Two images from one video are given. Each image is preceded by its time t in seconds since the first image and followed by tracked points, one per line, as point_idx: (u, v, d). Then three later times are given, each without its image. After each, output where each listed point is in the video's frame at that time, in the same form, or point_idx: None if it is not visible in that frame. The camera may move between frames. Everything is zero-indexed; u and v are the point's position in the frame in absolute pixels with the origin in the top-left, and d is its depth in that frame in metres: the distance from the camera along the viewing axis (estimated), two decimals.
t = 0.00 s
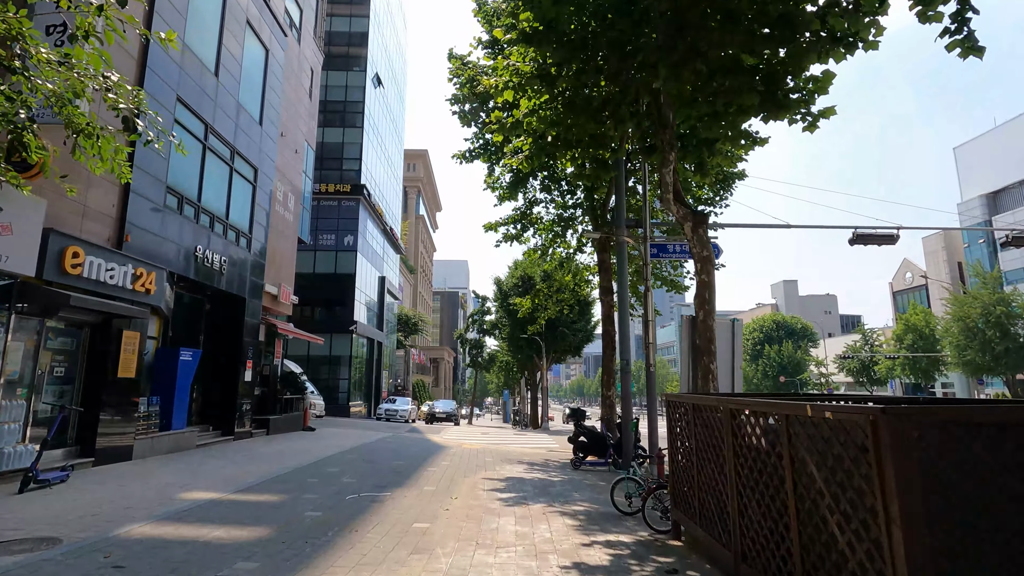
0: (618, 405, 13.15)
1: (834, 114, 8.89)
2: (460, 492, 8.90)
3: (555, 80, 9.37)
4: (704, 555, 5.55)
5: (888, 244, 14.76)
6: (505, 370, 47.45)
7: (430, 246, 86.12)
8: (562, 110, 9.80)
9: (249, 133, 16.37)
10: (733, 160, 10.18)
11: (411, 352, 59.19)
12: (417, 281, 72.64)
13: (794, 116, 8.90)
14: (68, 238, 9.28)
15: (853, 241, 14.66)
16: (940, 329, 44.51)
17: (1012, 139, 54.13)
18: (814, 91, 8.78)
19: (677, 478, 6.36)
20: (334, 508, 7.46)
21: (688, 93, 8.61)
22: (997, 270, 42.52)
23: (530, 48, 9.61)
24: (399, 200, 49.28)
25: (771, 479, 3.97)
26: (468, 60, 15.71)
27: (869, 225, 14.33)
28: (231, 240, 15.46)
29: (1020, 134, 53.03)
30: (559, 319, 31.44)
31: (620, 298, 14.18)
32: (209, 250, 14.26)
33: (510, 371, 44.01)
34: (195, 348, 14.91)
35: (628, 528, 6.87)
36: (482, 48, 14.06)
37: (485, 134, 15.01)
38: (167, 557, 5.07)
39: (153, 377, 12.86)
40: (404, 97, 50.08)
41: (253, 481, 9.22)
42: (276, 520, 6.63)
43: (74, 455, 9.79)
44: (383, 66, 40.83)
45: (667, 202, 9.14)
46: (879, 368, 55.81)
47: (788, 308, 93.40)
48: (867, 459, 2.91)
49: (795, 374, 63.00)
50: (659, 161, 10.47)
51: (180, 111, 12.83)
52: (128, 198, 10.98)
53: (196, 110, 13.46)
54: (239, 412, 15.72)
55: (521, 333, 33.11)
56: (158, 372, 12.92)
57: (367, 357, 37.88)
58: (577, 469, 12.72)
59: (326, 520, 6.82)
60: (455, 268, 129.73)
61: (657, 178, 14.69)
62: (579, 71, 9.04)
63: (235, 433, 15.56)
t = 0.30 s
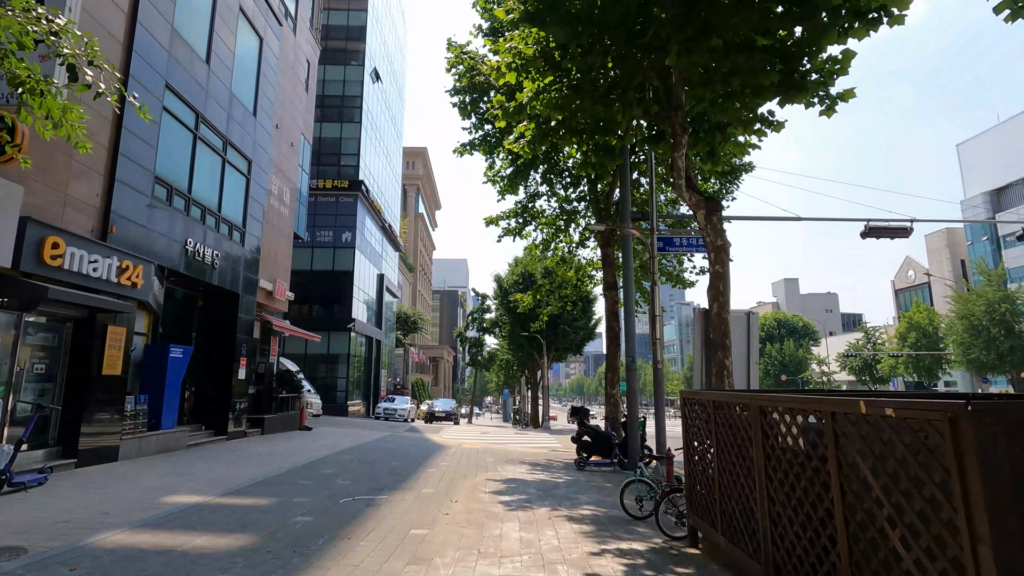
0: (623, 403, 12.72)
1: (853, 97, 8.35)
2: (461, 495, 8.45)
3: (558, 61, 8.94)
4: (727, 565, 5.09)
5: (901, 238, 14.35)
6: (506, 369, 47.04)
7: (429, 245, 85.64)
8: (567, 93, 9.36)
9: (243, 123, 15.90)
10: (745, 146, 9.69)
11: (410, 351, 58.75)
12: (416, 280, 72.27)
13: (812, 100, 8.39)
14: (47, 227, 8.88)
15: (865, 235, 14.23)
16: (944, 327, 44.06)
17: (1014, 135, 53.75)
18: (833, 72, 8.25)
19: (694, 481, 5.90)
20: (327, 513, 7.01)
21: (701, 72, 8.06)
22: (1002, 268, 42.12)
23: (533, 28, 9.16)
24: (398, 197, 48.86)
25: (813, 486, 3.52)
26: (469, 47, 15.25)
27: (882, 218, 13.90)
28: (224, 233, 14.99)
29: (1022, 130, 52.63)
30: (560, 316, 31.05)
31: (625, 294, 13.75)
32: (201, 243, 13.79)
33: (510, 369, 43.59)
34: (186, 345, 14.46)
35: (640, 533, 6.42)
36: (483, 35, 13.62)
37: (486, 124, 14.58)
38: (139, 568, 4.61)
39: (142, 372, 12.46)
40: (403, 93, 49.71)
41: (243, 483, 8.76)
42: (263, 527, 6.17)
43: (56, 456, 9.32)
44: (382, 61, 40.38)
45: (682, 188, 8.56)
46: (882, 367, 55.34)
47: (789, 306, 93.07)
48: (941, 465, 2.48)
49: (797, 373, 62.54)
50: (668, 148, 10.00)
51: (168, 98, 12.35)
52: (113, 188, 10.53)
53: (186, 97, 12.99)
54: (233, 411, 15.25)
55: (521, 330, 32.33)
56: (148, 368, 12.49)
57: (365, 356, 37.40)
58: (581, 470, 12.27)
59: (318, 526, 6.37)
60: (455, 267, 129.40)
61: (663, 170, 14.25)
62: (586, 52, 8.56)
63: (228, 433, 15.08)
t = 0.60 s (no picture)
0: (629, 404, 12.27)
1: (875, 82, 7.88)
2: (462, 502, 8.00)
3: (564, 44, 8.45)
4: None
5: (915, 233, 13.89)
6: (506, 369, 46.53)
7: (430, 244, 85.12)
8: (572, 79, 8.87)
9: (236, 116, 15.47)
10: (760, 134, 9.21)
11: (410, 351, 58.27)
12: (416, 279, 71.81)
13: (833, 84, 7.91)
14: (24, 219, 8.45)
15: (878, 230, 13.77)
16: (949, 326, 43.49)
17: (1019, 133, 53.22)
18: (857, 53, 7.76)
19: (715, 489, 5.46)
20: (318, 522, 6.55)
21: (717, 53, 7.60)
22: (1008, 267, 41.56)
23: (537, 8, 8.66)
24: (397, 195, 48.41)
25: (858, 500, 3.13)
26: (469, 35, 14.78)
27: (896, 213, 13.44)
28: (216, 228, 14.53)
29: None
30: (562, 314, 30.60)
31: (631, 291, 13.28)
32: (193, 239, 13.36)
33: (510, 369, 43.13)
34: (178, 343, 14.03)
35: (655, 545, 5.96)
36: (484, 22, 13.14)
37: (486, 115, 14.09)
38: None
39: (128, 377, 12.00)
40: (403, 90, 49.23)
41: (232, 489, 8.32)
42: (248, 538, 5.73)
43: (35, 460, 8.87)
44: (382, 57, 39.92)
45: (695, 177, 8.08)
46: (885, 367, 54.78)
47: (791, 306, 92.52)
48: None
49: (800, 373, 61.96)
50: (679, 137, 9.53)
51: (157, 88, 11.92)
52: (98, 179, 10.07)
53: (177, 87, 12.54)
54: (226, 412, 14.80)
55: (523, 329, 31.91)
56: (134, 372, 12.04)
57: (364, 355, 36.93)
58: (586, 473, 11.82)
59: (307, 537, 5.93)
60: (455, 267, 128.91)
61: (670, 163, 13.77)
62: (594, 33, 8.11)
63: (222, 435, 14.64)
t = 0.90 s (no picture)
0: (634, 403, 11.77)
1: (901, 59, 7.38)
2: (459, 507, 7.51)
3: (568, 20, 7.93)
4: None
5: (930, 226, 13.41)
6: (506, 367, 46.00)
7: (429, 242, 84.50)
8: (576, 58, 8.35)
9: (226, 105, 14.93)
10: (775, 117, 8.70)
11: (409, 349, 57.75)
12: (415, 277, 71.27)
13: (856, 62, 7.39)
14: None
15: (892, 222, 13.28)
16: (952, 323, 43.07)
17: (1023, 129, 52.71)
18: (882, 27, 7.24)
19: (736, 497, 4.96)
20: (304, 531, 6.05)
21: (734, 26, 7.09)
22: (1012, 263, 41.11)
23: None
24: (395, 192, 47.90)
25: (927, 518, 2.63)
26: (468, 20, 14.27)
27: (910, 204, 12.94)
28: (205, 221, 14.01)
29: None
30: (562, 311, 30.06)
31: (635, 286, 12.77)
32: (181, 232, 12.84)
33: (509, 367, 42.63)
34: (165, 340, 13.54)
35: (670, 557, 5.46)
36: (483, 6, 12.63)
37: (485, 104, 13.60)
38: None
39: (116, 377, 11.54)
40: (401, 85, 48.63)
41: (215, 494, 7.82)
42: (226, 550, 5.24)
43: (8, 464, 8.37)
44: (380, 52, 39.37)
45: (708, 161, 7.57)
46: (887, 365, 54.35)
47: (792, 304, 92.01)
48: None
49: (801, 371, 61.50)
50: (688, 121, 9.02)
51: (141, 73, 11.38)
52: (75, 167, 9.56)
53: (162, 73, 12.00)
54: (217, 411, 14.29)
55: (522, 327, 31.33)
56: (121, 372, 11.55)
57: (361, 353, 36.41)
58: (589, 475, 11.33)
59: (291, 549, 5.44)
60: (454, 265, 128.34)
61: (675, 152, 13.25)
62: (601, 8, 7.61)
63: (212, 435, 14.13)
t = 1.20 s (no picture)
0: (640, 400, 11.32)
1: (931, 33, 6.89)
2: (459, 512, 7.07)
3: None
4: None
5: (944, 217, 12.97)
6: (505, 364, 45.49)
7: (426, 239, 83.86)
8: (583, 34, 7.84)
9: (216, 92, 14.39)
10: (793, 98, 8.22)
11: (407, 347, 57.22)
12: (413, 275, 70.68)
13: (883, 37, 6.90)
14: None
15: (905, 214, 12.83)
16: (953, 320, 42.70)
17: None
18: None
19: (764, 504, 4.51)
20: (292, 540, 5.59)
21: None
22: (1014, 259, 40.72)
23: None
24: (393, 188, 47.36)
25: None
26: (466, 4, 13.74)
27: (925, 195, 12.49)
28: (194, 213, 13.49)
29: None
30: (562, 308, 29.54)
31: (640, 280, 12.29)
32: (168, 223, 12.33)
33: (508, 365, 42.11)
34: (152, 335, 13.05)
35: (689, 569, 5.00)
36: None
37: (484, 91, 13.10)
38: None
39: (99, 370, 11.02)
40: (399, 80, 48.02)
41: (199, 498, 7.36)
42: (204, 563, 4.78)
43: None
44: (376, 45, 38.79)
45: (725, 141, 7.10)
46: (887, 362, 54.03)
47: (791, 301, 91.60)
48: None
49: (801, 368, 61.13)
50: (701, 103, 8.53)
51: (124, 55, 10.83)
52: (51, 152, 9.04)
53: (146, 56, 11.45)
54: (207, 409, 13.79)
55: (522, 323, 30.84)
56: (104, 366, 11.04)
57: (358, 350, 35.91)
58: (594, 475, 10.88)
59: (275, 560, 4.98)
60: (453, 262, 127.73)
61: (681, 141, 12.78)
62: None
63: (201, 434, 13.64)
